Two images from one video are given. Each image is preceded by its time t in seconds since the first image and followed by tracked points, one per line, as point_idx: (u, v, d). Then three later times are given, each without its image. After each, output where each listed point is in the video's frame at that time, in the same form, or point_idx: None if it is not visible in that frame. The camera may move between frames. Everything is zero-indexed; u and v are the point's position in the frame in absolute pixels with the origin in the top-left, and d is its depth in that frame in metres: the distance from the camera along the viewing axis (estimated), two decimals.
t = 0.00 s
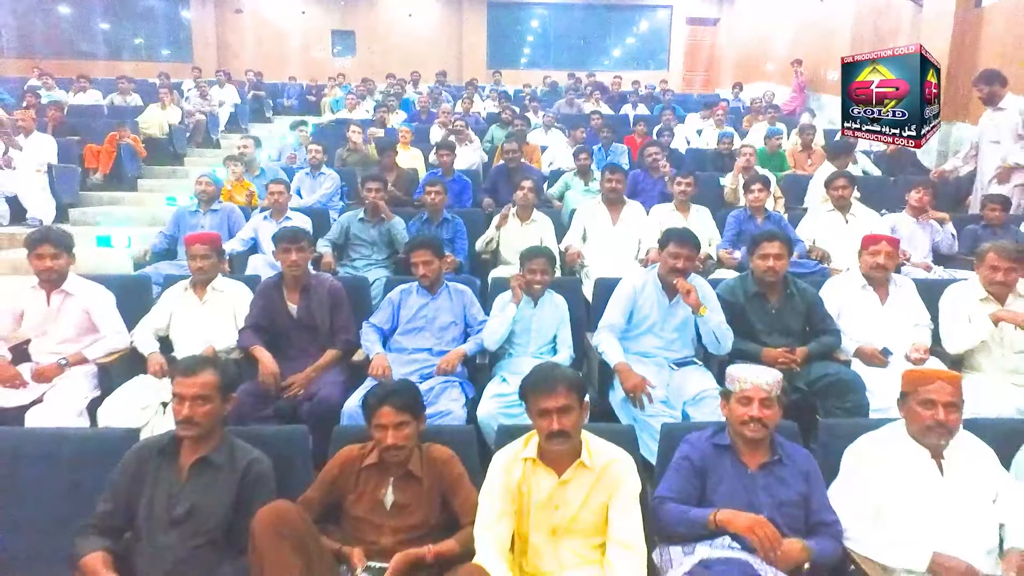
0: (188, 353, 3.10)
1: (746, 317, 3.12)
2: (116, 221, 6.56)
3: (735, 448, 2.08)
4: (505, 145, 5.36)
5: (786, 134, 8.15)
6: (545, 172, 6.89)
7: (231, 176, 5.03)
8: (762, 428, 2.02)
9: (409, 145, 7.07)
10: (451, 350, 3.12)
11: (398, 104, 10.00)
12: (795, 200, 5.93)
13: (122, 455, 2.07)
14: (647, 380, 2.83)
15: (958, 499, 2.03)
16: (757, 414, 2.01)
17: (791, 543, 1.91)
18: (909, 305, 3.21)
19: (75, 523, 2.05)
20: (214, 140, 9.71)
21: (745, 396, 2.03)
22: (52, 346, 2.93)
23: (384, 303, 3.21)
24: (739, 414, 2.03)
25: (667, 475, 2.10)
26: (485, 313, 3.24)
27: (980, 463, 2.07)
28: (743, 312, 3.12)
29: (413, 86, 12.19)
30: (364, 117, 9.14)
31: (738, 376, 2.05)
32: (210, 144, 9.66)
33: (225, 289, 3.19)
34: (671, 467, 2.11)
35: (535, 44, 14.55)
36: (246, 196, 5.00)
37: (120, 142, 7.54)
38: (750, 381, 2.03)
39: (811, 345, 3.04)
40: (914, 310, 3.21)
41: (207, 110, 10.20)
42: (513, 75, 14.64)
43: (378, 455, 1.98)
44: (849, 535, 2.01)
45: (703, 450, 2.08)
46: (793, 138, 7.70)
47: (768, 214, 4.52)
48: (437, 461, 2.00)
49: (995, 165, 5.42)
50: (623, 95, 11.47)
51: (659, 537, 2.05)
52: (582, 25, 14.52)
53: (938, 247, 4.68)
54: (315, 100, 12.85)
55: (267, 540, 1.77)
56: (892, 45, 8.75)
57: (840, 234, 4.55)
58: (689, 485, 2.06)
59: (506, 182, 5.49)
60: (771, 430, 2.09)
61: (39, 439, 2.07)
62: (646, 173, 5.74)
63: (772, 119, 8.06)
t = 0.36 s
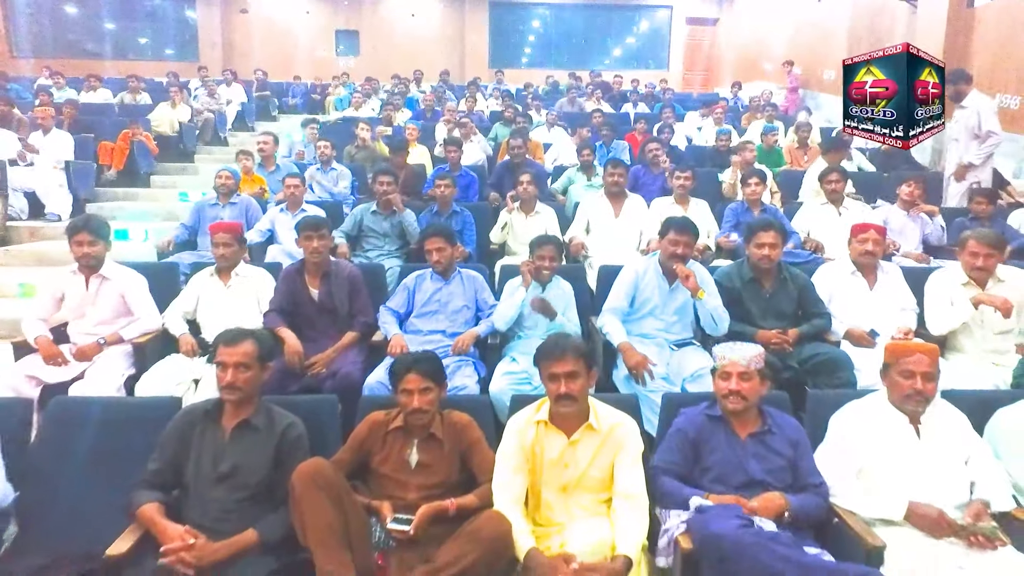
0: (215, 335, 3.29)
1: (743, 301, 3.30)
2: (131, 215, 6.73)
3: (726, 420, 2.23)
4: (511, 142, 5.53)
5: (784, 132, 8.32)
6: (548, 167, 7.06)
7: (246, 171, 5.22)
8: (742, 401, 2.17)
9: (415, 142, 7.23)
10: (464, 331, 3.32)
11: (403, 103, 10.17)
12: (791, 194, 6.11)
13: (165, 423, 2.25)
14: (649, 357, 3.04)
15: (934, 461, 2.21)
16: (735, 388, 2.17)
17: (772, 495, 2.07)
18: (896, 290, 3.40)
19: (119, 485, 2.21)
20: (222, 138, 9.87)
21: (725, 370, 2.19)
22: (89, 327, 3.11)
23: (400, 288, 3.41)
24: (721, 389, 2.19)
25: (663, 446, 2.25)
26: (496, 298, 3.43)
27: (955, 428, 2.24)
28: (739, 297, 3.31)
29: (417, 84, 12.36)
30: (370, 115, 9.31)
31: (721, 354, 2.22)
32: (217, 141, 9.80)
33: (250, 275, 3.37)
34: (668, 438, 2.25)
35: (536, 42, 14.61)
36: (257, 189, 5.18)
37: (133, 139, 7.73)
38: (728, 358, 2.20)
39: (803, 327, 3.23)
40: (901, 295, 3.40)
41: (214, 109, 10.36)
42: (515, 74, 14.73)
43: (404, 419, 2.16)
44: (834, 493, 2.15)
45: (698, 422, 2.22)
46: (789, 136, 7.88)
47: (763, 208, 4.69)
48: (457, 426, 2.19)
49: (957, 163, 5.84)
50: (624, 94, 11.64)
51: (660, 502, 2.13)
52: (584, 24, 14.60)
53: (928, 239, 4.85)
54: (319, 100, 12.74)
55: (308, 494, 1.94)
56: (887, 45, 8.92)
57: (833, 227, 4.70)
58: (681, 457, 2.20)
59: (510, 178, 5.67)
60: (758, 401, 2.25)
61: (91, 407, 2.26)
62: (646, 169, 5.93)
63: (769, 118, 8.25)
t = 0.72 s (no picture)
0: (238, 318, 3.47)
1: (736, 285, 3.49)
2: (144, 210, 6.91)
3: (720, 388, 2.41)
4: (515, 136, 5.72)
5: (780, 129, 8.51)
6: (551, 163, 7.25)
7: (260, 167, 5.41)
8: (735, 372, 2.35)
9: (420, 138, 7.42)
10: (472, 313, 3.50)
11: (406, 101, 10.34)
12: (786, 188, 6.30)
13: (201, 391, 2.44)
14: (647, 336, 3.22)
15: (910, 424, 2.38)
16: (728, 360, 2.35)
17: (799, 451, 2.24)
18: (882, 276, 3.59)
19: (158, 447, 2.39)
20: (229, 136, 10.05)
21: (718, 345, 2.36)
22: (120, 309, 3.29)
23: (412, 273, 3.60)
24: (715, 361, 2.36)
25: (660, 412, 2.43)
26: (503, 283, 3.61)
27: (929, 394, 2.41)
28: (733, 281, 3.50)
29: (420, 83, 12.54)
30: (375, 113, 9.48)
31: (715, 329, 2.38)
32: (224, 138, 9.97)
33: (271, 261, 3.57)
34: (665, 404, 2.44)
35: (536, 42, 14.74)
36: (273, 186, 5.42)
37: (144, 136, 7.84)
38: (722, 333, 2.36)
39: (794, 309, 3.41)
40: (886, 280, 3.59)
41: (221, 107, 10.54)
42: (517, 73, 14.91)
43: (421, 386, 2.34)
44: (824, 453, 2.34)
45: (693, 390, 2.41)
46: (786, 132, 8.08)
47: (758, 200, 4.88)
48: (470, 393, 2.37)
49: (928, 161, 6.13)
50: (624, 93, 11.82)
51: (657, 461, 2.32)
52: (585, 24, 14.73)
53: (917, 230, 5.06)
54: (323, 98, 12.93)
55: (336, 451, 2.13)
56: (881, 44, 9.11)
57: (826, 219, 4.88)
58: (677, 420, 2.39)
59: (514, 171, 5.86)
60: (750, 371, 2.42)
61: (132, 377, 2.45)
62: (646, 164, 6.12)
63: (765, 115, 8.45)
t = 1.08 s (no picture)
0: (259, 299, 3.66)
1: (728, 269, 3.71)
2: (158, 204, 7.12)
3: (713, 356, 2.60)
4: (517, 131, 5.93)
5: (776, 125, 8.69)
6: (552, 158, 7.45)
7: (274, 161, 5.63)
8: (732, 342, 2.52)
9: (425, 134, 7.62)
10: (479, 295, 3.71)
11: (410, 99, 10.53)
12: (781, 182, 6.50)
13: (231, 361, 2.65)
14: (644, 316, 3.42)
15: (882, 389, 2.61)
16: (727, 331, 2.52)
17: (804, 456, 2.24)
18: (867, 261, 3.79)
19: (194, 411, 2.60)
20: (236, 133, 10.26)
21: (718, 317, 2.52)
22: (149, 291, 3.51)
23: (423, 258, 3.81)
24: (714, 332, 2.53)
25: (656, 379, 2.63)
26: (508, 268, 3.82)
27: (901, 362, 2.65)
28: (725, 265, 3.72)
29: (422, 81, 12.72)
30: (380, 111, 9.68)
31: (717, 302, 2.54)
32: (232, 136, 10.18)
33: (289, 246, 3.76)
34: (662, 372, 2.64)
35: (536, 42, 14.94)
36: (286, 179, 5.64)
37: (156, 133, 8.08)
38: (722, 306, 2.52)
39: (782, 291, 3.61)
40: (871, 265, 3.80)
41: (228, 104, 10.75)
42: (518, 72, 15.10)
43: (436, 354, 2.55)
44: (804, 415, 2.59)
45: (687, 358, 2.62)
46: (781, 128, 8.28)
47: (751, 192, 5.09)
48: (481, 360, 2.58)
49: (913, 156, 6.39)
50: (624, 91, 12.02)
51: (653, 423, 2.53)
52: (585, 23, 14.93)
53: (905, 221, 5.26)
54: (326, 96, 13.12)
55: (360, 411, 2.35)
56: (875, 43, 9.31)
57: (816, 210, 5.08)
58: (672, 386, 2.59)
59: (516, 165, 6.06)
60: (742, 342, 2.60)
61: (170, 348, 2.66)
62: (644, 158, 6.32)
63: (761, 113, 8.65)
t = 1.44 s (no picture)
0: (281, 285, 3.91)
1: (721, 257, 3.97)
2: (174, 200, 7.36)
3: (703, 332, 2.85)
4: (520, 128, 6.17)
5: (771, 124, 8.94)
6: (553, 155, 7.70)
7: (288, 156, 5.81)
8: (720, 317, 2.77)
9: (430, 132, 7.88)
10: (486, 282, 3.96)
11: (415, 98, 10.81)
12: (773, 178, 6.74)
13: (264, 337, 2.90)
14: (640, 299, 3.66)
15: (857, 362, 2.86)
16: (714, 307, 2.77)
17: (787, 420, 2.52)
18: (851, 250, 4.03)
19: (231, 382, 2.87)
20: (245, 132, 10.51)
21: (706, 295, 2.78)
22: (180, 276, 3.78)
23: (434, 247, 4.07)
24: (703, 308, 2.78)
25: (652, 353, 2.87)
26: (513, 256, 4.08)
27: (875, 338, 2.88)
28: (717, 254, 3.98)
29: (426, 82, 12.95)
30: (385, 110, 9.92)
31: (706, 283, 2.80)
32: (240, 134, 10.43)
33: (310, 235, 4.00)
34: (657, 347, 2.88)
35: (537, 42, 15.16)
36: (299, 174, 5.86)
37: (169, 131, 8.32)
38: (709, 285, 2.79)
39: (771, 277, 3.86)
40: (855, 254, 4.03)
41: (237, 104, 11.02)
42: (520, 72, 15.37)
43: (450, 330, 2.79)
44: (785, 386, 2.85)
45: (681, 333, 2.86)
46: (776, 127, 8.54)
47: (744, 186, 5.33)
48: (491, 336, 2.83)
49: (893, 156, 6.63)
50: (623, 91, 12.27)
51: (648, 393, 2.77)
52: (584, 24, 15.17)
53: (891, 214, 5.49)
54: (331, 96, 13.36)
55: (384, 380, 2.60)
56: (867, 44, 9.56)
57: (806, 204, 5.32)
58: (666, 359, 2.83)
59: (519, 162, 6.31)
60: (729, 319, 2.84)
61: (207, 327, 2.92)
62: (642, 155, 6.58)
63: (756, 112, 8.91)
